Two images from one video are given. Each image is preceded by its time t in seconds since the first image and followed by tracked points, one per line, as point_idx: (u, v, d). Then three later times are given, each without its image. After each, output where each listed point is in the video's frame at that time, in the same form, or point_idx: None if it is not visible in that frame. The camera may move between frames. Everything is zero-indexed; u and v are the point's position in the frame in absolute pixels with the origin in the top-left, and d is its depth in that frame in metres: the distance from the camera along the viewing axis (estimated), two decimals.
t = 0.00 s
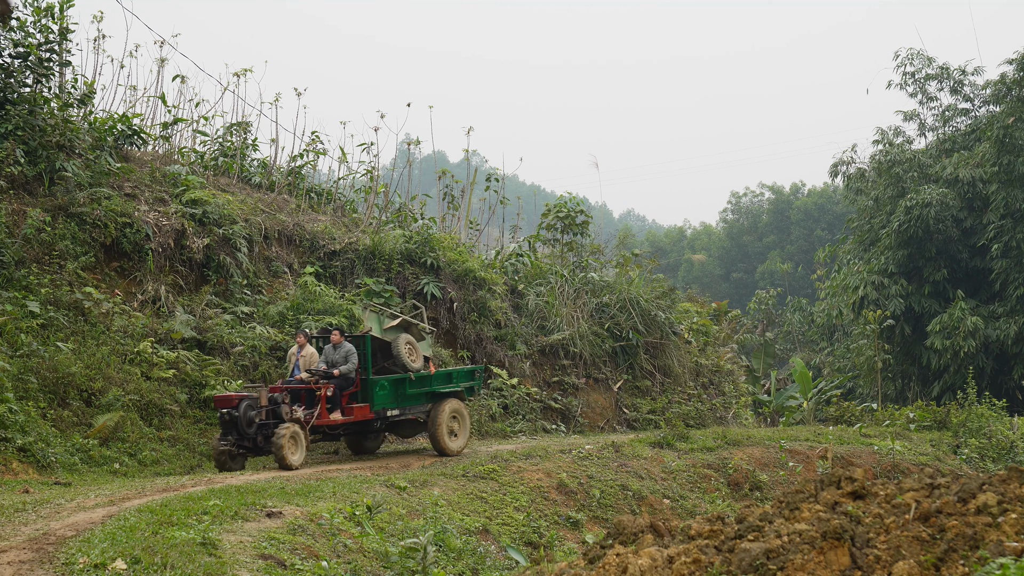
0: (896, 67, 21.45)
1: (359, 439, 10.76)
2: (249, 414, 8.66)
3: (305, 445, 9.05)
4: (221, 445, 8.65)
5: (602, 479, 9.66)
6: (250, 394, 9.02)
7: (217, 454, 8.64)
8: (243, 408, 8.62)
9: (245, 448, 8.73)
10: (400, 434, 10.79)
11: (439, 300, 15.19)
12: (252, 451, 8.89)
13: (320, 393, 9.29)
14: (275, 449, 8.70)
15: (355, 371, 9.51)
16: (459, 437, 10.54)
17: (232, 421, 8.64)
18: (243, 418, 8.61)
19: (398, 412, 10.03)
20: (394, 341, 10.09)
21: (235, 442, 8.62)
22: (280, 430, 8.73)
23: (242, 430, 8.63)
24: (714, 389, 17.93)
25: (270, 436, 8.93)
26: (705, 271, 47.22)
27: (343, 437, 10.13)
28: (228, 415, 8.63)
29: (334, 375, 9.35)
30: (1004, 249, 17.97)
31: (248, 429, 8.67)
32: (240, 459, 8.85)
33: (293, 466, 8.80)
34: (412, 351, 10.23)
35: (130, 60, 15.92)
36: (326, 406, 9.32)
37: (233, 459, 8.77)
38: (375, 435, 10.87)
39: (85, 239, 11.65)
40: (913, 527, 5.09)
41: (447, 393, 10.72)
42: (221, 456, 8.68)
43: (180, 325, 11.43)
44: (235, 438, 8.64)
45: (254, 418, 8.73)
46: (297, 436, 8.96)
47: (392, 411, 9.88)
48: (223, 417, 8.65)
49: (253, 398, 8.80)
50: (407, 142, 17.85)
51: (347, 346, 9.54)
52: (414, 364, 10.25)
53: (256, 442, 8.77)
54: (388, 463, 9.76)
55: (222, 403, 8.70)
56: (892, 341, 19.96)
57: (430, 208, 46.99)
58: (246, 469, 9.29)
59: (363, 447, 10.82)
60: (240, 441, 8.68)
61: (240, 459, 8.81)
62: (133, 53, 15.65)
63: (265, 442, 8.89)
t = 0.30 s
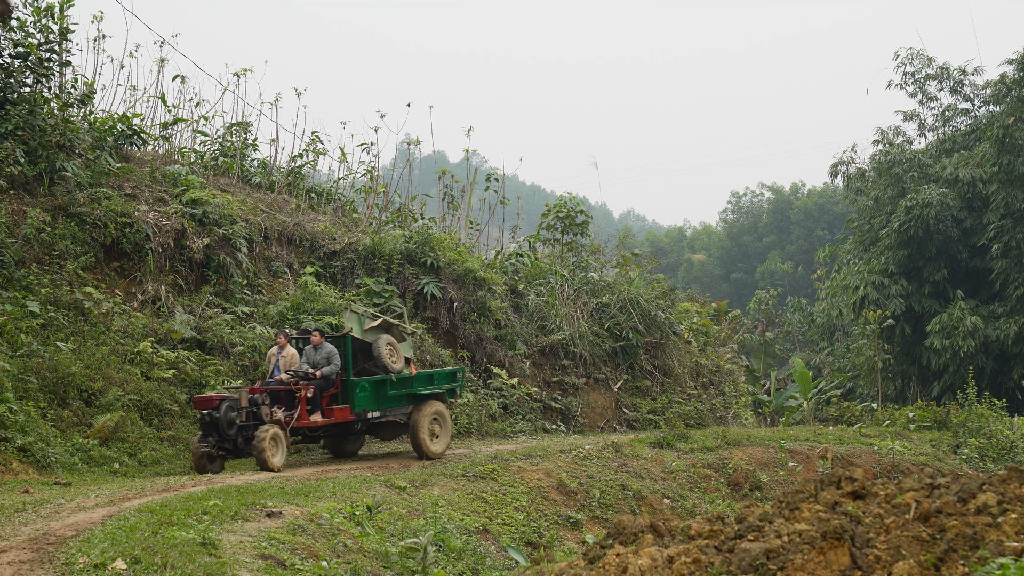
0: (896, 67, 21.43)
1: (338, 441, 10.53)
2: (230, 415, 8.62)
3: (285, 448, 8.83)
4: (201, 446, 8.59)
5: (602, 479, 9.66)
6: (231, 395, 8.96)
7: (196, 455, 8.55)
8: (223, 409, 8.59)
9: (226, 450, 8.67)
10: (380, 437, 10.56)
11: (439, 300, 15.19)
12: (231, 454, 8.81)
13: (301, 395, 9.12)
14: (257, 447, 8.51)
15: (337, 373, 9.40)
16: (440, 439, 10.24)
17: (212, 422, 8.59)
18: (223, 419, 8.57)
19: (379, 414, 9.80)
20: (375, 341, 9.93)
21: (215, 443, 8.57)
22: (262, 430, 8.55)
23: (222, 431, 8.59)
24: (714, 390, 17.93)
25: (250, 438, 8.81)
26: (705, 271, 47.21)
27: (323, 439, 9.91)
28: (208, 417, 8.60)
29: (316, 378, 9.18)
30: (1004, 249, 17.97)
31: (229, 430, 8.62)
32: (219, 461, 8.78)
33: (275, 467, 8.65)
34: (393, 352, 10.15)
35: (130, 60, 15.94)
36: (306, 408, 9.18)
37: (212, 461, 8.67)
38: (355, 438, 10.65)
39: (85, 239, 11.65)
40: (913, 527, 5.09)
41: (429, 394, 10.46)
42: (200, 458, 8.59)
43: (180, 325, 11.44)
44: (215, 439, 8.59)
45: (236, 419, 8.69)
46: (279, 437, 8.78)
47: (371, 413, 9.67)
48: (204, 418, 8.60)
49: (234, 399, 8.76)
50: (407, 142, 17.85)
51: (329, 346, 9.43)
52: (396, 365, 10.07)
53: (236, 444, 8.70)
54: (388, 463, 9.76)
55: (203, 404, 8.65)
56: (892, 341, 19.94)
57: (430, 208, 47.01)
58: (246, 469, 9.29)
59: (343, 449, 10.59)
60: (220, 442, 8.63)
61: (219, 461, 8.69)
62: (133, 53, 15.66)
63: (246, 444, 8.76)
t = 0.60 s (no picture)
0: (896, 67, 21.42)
1: (319, 444, 10.22)
2: (212, 415, 8.39)
3: (267, 447, 8.72)
4: (182, 447, 8.34)
5: (602, 479, 9.66)
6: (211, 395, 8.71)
7: (175, 456, 8.30)
8: (205, 409, 8.34)
9: (207, 450, 8.45)
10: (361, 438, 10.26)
11: (439, 300, 15.20)
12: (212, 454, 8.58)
13: (282, 396, 8.92)
14: (239, 447, 8.36)
15: (320, 373, 9.18)
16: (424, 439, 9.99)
17: (194, 422, 8.34)
18: (205, 419, 8.34)
19: (361, 416, 9.56)
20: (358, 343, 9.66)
21: (197, 444, 8.33)
22: (244, 431, 8.39)
23: (204, 431, 8.36)
24: (714, 389, 17.92)
25: (232, 438, 8.61)
26: (705, 271, 47.20)
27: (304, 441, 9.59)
28: (190, 417, 8.34)
29: (298, 378, 9.00)
30: (1004, 249, 17.97)
31: (210, 431, 8.40)
32: (199, 462, 8.54)
33: (257, 467, 8.54)
34: (376, 354, 9.88)
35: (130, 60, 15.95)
36: (287, 408, 8.94)
37: (192, 461, 8.43)
38: (336, 440, 10.32)
39: (85, 239, 11.65)
40: (913, 527, 5.09)
41: (411, 397, 10.26)
42: (179, 459, 8.35)
43: (180, 325, 11.44)
44: (197, 439, 8.35)
45: (218, 419, 8.48)
46: (260, 437, 8.64)
47: (354, 415, 9.43)
48: (184, 417, 8.34)
49: (214, 399, 8.50)
50: (407, 142, 17.86)
51: (310, 347, 9.15)
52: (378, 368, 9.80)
53: (218, 445, 8.48)
54: (389, 463, 9.78)
55: (182, 403, 8.37)
56: (892, 341, 19.93)
57: (430, 208, 47.07)
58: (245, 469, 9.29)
59: (323, 452, 10.26)
60: (201, 442, 8.39)
61: (199, 462, 8.48)
62: (133, 53, 15.67)
63: (227, 445, 8.58)
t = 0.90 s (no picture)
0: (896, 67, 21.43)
1: (301, 447, 9.93)
2: (194, 414, 8.22)
3: (249, 449, 8.53)
4: (163, 446, 8.21)
5: (602, 479, 9.66)
6: (193, 394, 8.52)
7: (155, 455, 8.17)
8: (187, 408, 8.19)
9: (188, 450, 8.33)
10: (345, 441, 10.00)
11: (439, 300, 15.19)
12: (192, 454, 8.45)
13: (263, 396, 8.71)
14: (220, 449, 8.14)
15: (302, 374, 8.97)
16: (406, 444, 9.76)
17: (175, 421, 8.20)
18: (187, 418, 8.19)
19: (344, 418, 9.29)
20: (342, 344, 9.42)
21: (178, 443, 8.21)
22: (226, 432, 8.20)
23: (185, 431, 8.21)
24: (714, 390, 17.91)
25: (214, 438, 8.42)
26: (705, 271, 47.20)
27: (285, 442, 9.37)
28: (171, 416, 8.20)
29: (277, 378, 8.78)
30: (1004, 249, 17.97)
31: (191, 430, 8.25)
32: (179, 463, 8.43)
33: (237, 469, 8.31)
34: (359, 356, 9.61)
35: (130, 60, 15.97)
36: (268, 409, 8.76)
37: (172, 462, 8.32)
38: (318, 444, 10.05)
39: (85, 239, 11.65)
40: (913, 527, 5.09)
41: (394, 400, 10.01)
42: (159, 459, 8.23)
43: (180, 325, 11.44)
44: (178, 439, 8.23)
45: (199, 419, 8.27)
46: (241, 438, 8.41)
47: (336, 417, 9.16)
48: (166, 417, 8.20)
49: (197, 398, 8.33)
50: (407, 142, 17.85)
51: (292, 347, 8.92)
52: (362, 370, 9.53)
53: (199, 445, 8.32)
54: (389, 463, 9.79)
55: (164, 403, 8.21)
56: (892, 341, 19.93)
57: (430, 208, 47.09)
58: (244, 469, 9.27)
59: (305, 455, 9.97)
60: (182, 442, 8.27)
61: (180, 462, 8.36)
62: (133, 53, 15.67)
63: (209, 445, 8.38)
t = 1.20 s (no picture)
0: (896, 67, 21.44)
1: (282, 449, 9.64)
2: (177, 416, 8.07)
3: (231, 450, 8.38)
4: (144, 448, 8.02)
5: (602, 479, 9.66)
6: (174, 394, 8.38)
7: (137, 457, 7.96)
8: (170, 410, 8.02)
9: (169, 452, 8.15)
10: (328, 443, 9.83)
11: (439, 300, 15.18)
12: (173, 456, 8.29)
13: (245, 397, 8.54)
14: (202, 451, 8.02)
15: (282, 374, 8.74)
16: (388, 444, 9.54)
17: (157, 422, 8.01)
18: (170, 419, 8.02)
19: (325, 419, 9.12)
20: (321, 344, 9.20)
21: (161, 445, 8.03)
22: (209, 433, 8.05)
23: (168, 433, 8.05)
24: (714, 390, 17.90)
25: (196, 439, 8.30)
26: (705, 271, 47.20)
27: (267, 444, 9.25)
28: (153, 417, 8.01)
29: (258, 378, 8.58)
30: (1004, 249, 17.98)
31: (174, 432, 8.08)
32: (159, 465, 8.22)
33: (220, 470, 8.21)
34: (341, 356, 9.35)
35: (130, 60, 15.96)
36: (251, 409, 8.59)
37: (153, 463, 8.12)
38: (299, 447, 9.81)
39: (85, 239, 11.65)
40: (913, 527, 5.10)
41: (377, 401, 9.76)
42: (140, 460, 8.00)
43: (180, 325, 11.44)
44: (161, 440, 8.06)
45: (182, 420, 8.14)
46: (224, 439, 8.29)
47: (318, 418, 9.00)
48: (148, 418, 8.00)
49: (179, 399, 8.18)
50: (407, 142, 17.84)
51: (274, 347, 8.79)
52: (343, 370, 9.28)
53: (181, 446, 8.19)
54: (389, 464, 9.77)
55: (146, 403, 8.02)
56: (892, 341, 19.93)
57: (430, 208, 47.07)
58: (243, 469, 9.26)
59: (287, 459, 9.68)
60: (165, 443, 8.10)
61: (160, 464, 8.17)
62: (133, 53, 15.66)
63: (191, 446, 8.28)
